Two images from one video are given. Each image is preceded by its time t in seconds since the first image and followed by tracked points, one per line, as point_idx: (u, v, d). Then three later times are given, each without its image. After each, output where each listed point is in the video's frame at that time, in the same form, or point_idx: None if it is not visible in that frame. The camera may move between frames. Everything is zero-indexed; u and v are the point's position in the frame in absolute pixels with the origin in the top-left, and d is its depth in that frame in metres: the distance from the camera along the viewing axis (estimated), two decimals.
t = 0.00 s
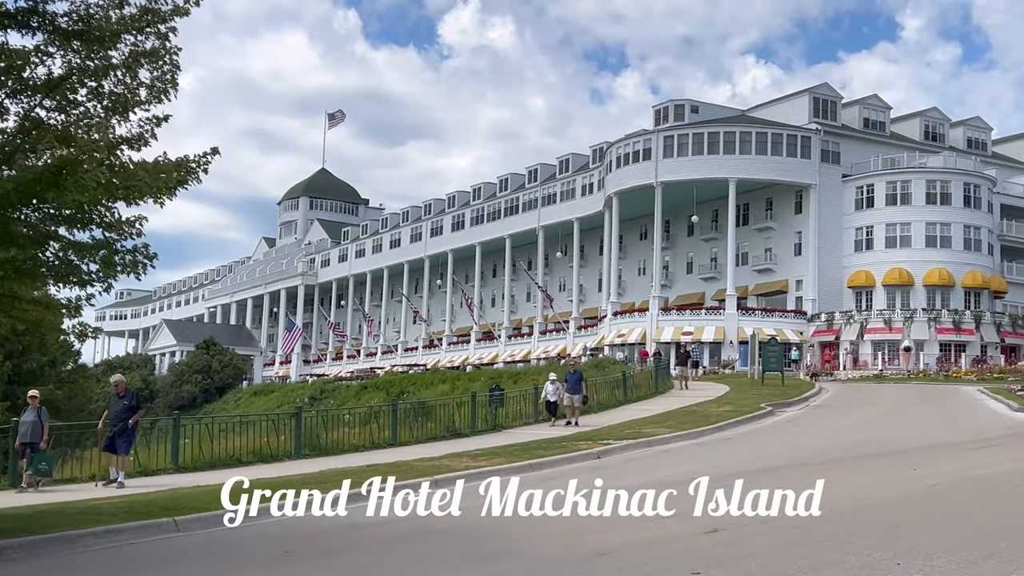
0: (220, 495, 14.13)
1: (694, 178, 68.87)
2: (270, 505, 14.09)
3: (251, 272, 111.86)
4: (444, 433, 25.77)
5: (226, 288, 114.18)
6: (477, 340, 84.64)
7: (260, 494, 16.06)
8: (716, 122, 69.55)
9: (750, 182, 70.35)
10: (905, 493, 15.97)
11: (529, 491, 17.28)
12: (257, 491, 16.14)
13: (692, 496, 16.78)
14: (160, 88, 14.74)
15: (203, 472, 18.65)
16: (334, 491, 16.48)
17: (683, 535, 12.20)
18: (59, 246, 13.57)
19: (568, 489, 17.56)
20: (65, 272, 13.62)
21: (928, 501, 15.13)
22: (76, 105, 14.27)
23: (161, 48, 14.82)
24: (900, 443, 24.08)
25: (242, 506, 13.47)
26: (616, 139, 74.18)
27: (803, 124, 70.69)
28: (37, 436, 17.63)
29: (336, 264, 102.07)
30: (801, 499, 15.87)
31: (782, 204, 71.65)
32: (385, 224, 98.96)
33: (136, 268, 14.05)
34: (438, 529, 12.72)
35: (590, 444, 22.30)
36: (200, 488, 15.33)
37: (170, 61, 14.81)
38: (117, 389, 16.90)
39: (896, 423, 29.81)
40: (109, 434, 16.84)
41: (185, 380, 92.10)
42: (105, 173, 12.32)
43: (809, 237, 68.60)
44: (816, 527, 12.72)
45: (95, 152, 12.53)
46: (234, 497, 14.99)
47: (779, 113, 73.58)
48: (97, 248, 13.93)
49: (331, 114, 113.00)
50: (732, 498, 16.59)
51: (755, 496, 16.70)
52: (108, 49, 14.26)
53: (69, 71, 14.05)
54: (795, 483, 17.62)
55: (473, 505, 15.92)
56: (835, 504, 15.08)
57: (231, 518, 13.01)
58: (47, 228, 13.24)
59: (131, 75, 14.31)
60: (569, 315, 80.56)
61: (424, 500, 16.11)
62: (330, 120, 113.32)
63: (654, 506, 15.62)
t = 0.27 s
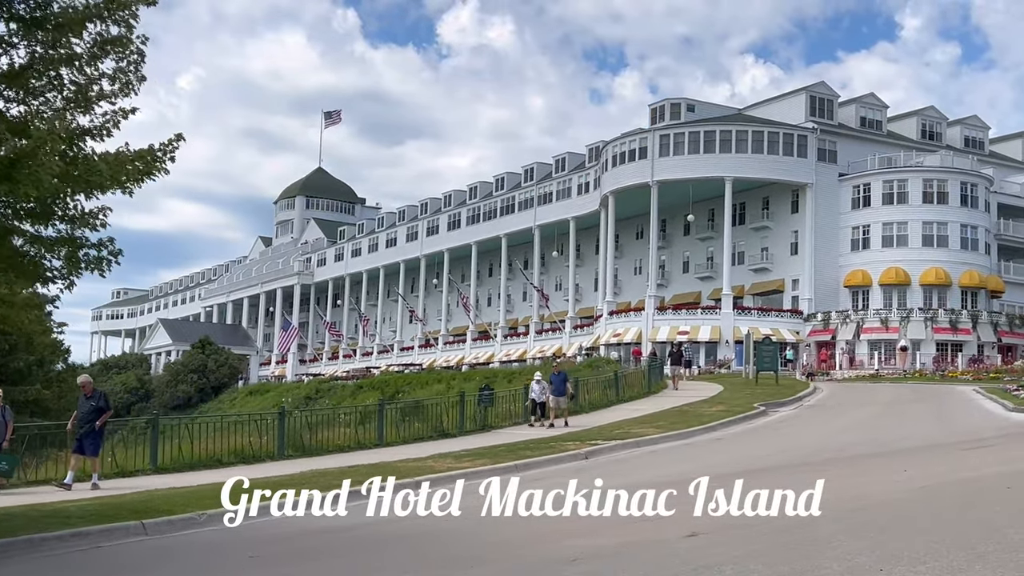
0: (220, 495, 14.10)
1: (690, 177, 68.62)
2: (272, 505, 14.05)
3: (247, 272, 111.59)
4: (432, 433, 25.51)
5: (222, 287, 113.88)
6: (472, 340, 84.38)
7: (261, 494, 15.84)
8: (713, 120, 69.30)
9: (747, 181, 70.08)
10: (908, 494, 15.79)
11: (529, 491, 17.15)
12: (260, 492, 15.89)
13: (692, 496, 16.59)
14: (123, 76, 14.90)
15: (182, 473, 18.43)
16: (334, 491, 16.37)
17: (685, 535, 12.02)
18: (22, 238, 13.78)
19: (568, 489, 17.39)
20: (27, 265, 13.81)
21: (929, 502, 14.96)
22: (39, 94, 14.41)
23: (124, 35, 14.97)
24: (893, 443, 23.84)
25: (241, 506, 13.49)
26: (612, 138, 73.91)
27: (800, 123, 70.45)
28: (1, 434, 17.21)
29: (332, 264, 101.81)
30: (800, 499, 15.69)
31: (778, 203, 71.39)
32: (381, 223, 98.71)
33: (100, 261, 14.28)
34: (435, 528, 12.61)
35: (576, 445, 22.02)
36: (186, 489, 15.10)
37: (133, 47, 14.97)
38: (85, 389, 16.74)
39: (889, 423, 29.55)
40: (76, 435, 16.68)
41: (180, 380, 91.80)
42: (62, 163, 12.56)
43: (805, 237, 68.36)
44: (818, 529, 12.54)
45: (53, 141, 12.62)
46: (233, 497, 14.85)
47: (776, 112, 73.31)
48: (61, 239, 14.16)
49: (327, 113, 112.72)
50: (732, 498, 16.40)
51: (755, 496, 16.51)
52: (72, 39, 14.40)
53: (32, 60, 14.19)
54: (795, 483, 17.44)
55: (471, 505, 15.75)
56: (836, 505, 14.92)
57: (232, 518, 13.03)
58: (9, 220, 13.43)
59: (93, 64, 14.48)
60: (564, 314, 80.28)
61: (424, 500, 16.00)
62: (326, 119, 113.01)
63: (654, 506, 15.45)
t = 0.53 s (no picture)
0: (221, 495, 14.00)
1: (685, 175, 68.34)
2: (271, 506, 13.93)
3: (243, 271, 111.22)
4: (419, 433, 25.17)
5: (217, 286, 113.55)
6: (467, 339, 84.06)
7: (260, 493, 15.57)
8: (708, 119, 69.04)
9: (743, 180, 69.82)
10: (910, 494, 15.62)
11: (529, 491, 17.03)
12: (258, 489, 15.60)
13: (691, 496, 16.41)
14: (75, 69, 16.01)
15: (161, 474, 18.13)
16: (333, 491, 16.19)
17: (686, 536, 11.89)
18: None
19: (568, 489, 17.22)
20: None
21: (931, 503, 14.79)
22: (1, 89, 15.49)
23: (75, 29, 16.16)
24: (887, 443, 23.59)
25: (242, 506, 13.42)
26: (607, 136, 73.62)
27: (796, 121, 70.19)
28: None
29: (327, 263, 101.49)
30: (801, 499, 15.49)
31: (774, 202, 71.12)
32: (376, 222, 98.37)
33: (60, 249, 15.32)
34: (432, 528, 12.43)
35: (562, 444, 21.69)
36: (164, 489, 14.81)
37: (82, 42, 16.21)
38: (46, 388, 16.41)
39: (881, 422, 29.25)
40: (39, 436, 16.35)
41: (174, 380, 91.44)
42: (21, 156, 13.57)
43: (801, 236, 68.08)
44: (820, 531, 12.39)
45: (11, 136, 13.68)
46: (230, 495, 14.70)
47: (771, 110, 73.03)
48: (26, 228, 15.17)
49: (323, 112, 112.35)
50: (732, 498, 16.22)
51: (754, 496, 16.33)
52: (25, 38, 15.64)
53: None
54: (795, 483, 17.27)
55: (469, 504, 15.58)
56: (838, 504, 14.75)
57: (232, 518, 12.95)
58: None
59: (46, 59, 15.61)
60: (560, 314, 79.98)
61: (424, 500, 15.84)
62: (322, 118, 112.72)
63: (654, 506, 15.29)
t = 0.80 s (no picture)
0: (219, 494, 13.81)
1: (680, 174, 68.05)
2: (270, 506, 13.73)
3: (237, 270, 110.85)
4: (405, 434, 24.81)
5: (212, 285, 113.17)
6: (462, 339, 83.74)
7: (260, 493, 15.25)
8: (703, 117, 68.75)
9: (738, 179, 69.53)
10: (913, 495, 15.40)
11: (529, 491, 16.83)
12: (258, 491, 15.23)
13: (692, 496, 16.19)
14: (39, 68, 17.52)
15: (137, 474, 17.83)
16: (332, 491, 15.88)
17: (687, 536, 11.69)
18: None
19: (567, 489, 17.01)
20: None
21: (936, 504, 14.59)
22: None
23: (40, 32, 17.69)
24: (880, 444, 23.30)
25: (241, 506, 13.26)
26: (602, 135, 73.31)
27: (791, 120, 69.93)
28: None
29: (322, 261, 101.15)
30: (802, 500, 15.29)
31: (770, 201, 70.83)
32: (371, 221, 98.02)
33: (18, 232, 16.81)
34: (428, 531, 12.18)
35: (549, 445, 21.37)
36: (139, 490, 14.50)
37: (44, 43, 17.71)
38: (8, 388, 16.07)
39: (874, 423, 28.94)
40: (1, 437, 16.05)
41: (168, 379, 91.06)
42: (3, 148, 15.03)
43: (796, 235, 67.78)
44: (822, 532, 12.19)
45: None
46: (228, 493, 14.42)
47: (767, 109, 72.74)
48: None
49: (318, 110, 111.97)
50: (732, 497, 15.99)
51: (755, 496, 16.12)
52: None
53: None
54: (795, 483, 17.08)
55: (467, 504, 15.32)
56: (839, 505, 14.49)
57: (231, 518, 12.78)
58: None
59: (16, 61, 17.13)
60: (555, 313, 79.68)
61: (424, 500, 15.57)
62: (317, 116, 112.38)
63: (654, 506, 15.08)
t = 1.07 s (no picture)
0: (221, 494, 13.83)
1: (675, 174, 67.82)
2: (273, 506, 13.77)
3: (232, 269, 110.52)
4: (391, 435, 24.52)
5: (207, 284, 112.85)
6: (457, 339, 83.48)
7: (261, 492, 15.03)
8: (698, 117, 68.51)
9: (732, 178, 69.32)
10: (912, 497, 15.39)
11: (529, 491, 16.82)
12: (258, 491, 14.80)
13: (692, 496, 16.16)
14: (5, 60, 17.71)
15: (112, 476, 17.62)
16: (332, 490, 15.76)
17: (661, 541, 11.49)
18: None
19: (568, 489, 17.02)
20: None
21: (936, 506, 14.58)
22: None
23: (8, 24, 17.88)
24: (874, 445, 23.12)
25: (241, 506, 13.28)
26: (597, 134, 73.05)
27: (786, 120, 69.70)
28: None
29: (317, 261, 100.86)
30: (802, 499, 15.33)
31: (765, 201, 70.62)
32: (366, 220, 97.74)
33: None
34: (420, 532, 12.09)
35: (535, 446, 21.13)
36: (117, 491, 14.26)
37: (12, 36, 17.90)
38: None
39: (866, 424, 28.72)
40: None
41: (162, 378, 90.73)
42: None
43: (792, 235, 67.57)
44: (822, 533, 12.18)
45: None
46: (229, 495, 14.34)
47: (762, 108, 72.50)
48: None
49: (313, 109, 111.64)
50: (732, 498, 15.98)
51: (754, 495, 16.13)
52: None
53: None
54: (796, 483, 17.12)
55: (467, 505, 15.26)
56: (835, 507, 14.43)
57: (232, 518, 12.86)
58: None
59: None
60: (549, 313, 79.44)
61: (424, 500, 15.49)
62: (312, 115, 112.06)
63: (654, 506, 15.08)
